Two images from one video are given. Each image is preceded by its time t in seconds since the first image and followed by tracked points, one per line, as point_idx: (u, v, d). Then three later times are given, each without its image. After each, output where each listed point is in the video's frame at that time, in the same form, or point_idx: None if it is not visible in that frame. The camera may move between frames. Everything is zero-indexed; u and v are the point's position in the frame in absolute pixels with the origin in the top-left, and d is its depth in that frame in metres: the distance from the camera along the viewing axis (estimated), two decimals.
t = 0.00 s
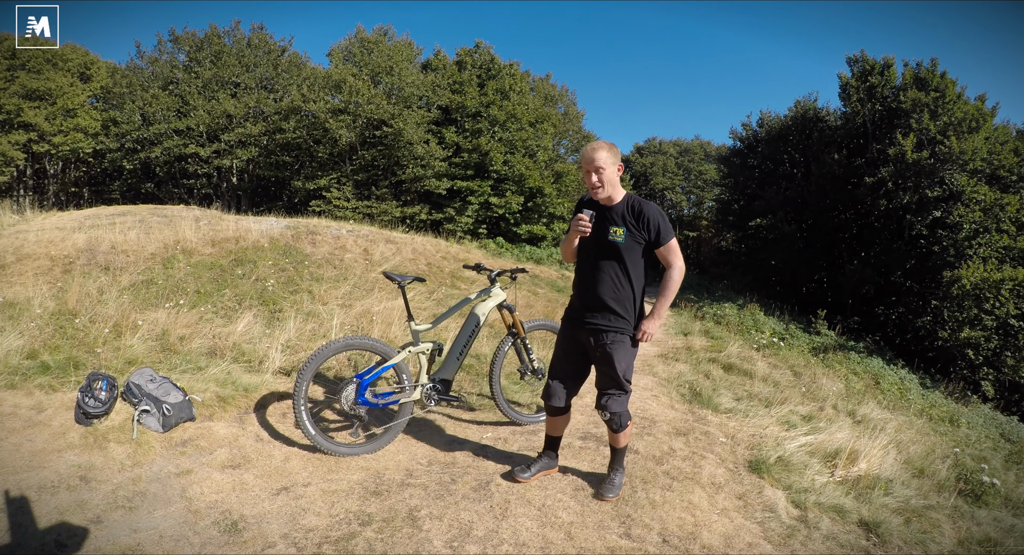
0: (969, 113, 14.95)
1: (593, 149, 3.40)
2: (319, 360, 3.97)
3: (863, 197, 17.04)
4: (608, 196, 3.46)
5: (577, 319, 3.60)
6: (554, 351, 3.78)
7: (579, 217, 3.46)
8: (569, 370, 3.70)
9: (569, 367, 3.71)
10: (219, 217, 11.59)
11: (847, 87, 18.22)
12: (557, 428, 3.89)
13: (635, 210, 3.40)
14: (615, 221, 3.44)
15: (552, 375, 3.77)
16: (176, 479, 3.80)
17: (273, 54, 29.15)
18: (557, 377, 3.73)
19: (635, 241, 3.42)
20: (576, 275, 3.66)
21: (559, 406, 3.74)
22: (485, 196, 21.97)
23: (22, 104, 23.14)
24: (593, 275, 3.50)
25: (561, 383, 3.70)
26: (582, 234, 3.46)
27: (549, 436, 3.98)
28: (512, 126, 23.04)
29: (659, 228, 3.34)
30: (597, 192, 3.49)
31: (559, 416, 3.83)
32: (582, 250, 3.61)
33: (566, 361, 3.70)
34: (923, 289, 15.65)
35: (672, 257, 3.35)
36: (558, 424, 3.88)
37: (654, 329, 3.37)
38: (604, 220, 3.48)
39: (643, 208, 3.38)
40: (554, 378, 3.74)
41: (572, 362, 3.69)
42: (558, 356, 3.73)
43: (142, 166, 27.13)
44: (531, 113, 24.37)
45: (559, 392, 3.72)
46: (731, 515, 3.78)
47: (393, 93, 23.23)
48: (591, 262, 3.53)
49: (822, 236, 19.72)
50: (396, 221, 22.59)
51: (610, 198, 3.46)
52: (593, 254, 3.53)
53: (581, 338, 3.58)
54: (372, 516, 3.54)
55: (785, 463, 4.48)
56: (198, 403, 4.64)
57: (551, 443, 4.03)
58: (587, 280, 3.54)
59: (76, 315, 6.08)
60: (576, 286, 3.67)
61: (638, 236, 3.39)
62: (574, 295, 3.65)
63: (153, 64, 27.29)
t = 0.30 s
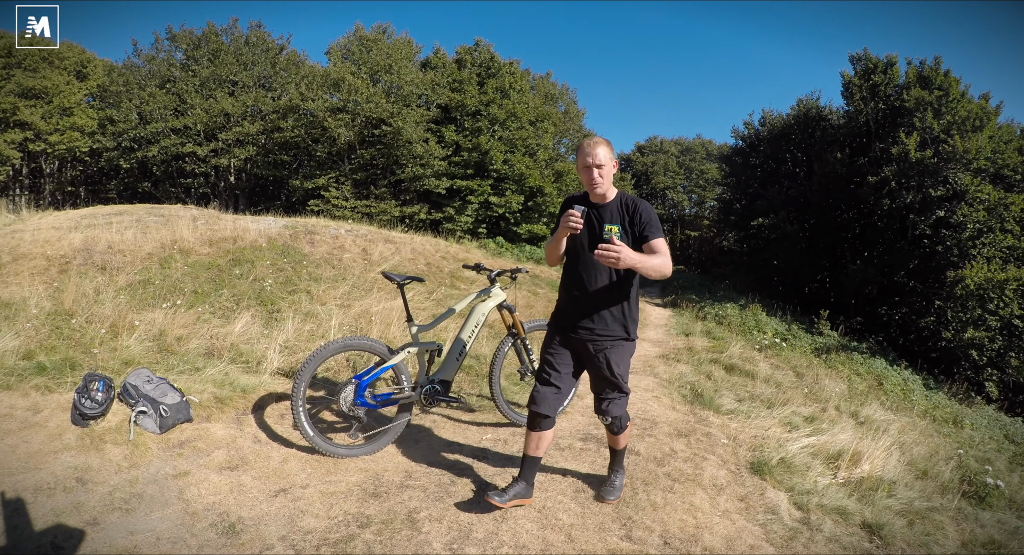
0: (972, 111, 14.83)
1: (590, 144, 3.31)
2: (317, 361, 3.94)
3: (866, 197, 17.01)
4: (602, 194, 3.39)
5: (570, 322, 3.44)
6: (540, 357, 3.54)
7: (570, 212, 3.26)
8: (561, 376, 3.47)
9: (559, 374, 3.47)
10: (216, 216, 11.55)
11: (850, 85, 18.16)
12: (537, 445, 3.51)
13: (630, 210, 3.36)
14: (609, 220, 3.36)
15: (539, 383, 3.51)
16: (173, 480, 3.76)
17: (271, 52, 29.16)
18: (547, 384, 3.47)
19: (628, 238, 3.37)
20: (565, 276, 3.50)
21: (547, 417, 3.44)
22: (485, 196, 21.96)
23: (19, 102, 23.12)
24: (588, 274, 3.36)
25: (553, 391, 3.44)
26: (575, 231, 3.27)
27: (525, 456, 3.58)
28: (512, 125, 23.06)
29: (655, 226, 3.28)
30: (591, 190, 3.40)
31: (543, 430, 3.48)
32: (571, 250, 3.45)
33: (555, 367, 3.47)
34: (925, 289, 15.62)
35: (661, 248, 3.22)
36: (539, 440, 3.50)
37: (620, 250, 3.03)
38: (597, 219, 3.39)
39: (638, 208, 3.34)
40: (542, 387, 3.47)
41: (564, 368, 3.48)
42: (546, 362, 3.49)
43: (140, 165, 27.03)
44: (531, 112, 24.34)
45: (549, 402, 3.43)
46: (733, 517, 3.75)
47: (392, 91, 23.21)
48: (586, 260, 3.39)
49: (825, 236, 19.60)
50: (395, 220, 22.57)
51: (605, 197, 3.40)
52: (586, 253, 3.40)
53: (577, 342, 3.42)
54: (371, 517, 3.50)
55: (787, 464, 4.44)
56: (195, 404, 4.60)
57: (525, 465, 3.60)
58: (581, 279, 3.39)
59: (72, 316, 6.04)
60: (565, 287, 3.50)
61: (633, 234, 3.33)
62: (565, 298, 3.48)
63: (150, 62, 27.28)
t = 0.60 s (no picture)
0: (976, 110, 14.82)
1: (552, 138, 3.07)
2: (316, 361, 3.91)
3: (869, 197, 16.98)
4: (567, 187, 3.16)
5: (546, 326, 3.17)
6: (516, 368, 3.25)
7: (541, 206, 2.96)
8: (541, 386, 3.19)
9: (539, 384, 3.19)
10: (214, 216, 11.51)
11: (853, 83, 18.16)
12: (528, 459, 3.27)
13: (599, 202, 3.16)
14: (578, 214, 3.14)
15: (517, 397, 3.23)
16: (170, 482, 3.73)
17: (269, 50, 29.20)
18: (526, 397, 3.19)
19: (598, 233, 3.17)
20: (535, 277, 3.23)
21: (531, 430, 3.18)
22: (485, 195, 21.96)
23: (15, 101, 23.06)
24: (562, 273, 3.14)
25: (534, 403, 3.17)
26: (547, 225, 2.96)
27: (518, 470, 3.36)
28: (512, 124, 23.08)
29: (626, 218, 3.11)
30: (555, 184, 3.16)
31: (529, 444, 3.23)
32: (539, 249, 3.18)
33: (534, 377, 3.19)
34: (930, 289, 15.53)
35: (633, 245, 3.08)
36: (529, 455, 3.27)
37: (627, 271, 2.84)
38: (565, 213, 3.16)
39: (606, 199, 3.15)
40: (522, 399, 3.20)
41: (543, 378, 3.20)
42: (524, 372, 3.22)
43: (136, 164, 26.95)
44: (531, 111, 24.32)
45: (530, 415, 3.16)
46: (735, 519, 3.71)
47: (391, 89, 23.19)
48: (558, 259, 3.17)
49: (828, 235, 19.59)
50: (394, 220, 22.52)
51: (571, 191, 3.18)
52: (557, 252, 3.17)
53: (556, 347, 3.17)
54: (370, 519, 3.47)
55: (790, 466, 4.40)
56: (192, 405, 4.56)
57: (519, 480, 3.42)
58: (556, 279, 3.15)
59: (68, 316, 6.00)
60: (536, 289, 3.24)
61: (603, 226, 3.14)
62: (538, 301, 3.20)
63: (147, 61, 27.27)
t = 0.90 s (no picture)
0: (980, 109, 14.80)
1: (522, 130, 2.77)
2: (314, 361, 3.87)
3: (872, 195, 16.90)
4: (538, 185, 2.85)
5: (516, 327, 2.88)
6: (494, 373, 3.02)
7: (508, 206, 2.70)
8: (517, 391, 2.96)
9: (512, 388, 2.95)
10: (211, 215, 11.46)
11: (856, 82, 18.13)
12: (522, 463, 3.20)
13: (569, 196, 2.84)
14: (549, 210, 2.82)
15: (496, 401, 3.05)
16: (167, 484, 3.69)
17: (267, 48, 29.18)
18: (504, 402, 3.00)
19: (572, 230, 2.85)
20: (504, 275, 2.95)
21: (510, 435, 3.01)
22: (484, 195, 21.99)
23: (11, 100, 23.00)
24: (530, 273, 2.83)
25: (513, 407, 2.99)
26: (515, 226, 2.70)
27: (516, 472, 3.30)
28: (513, 123, 23.06)
29: (601, 213, 2.79)
30: (524, 181, 2.85)
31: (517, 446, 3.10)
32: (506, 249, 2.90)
33: (507, 383, 2.95)
34: (933, 289, 15.69)
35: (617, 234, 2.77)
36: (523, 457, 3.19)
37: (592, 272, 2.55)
38: (533, 210, 2.84)
39: (579, 192, 2.83)
40: (500, 403, 3.02)
41: (518, 383, 2.95)
42: (497, 377, 2.98)
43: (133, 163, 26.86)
44: (531, 110, 24.30)
45: (511, 421, 3.00)
46: (737, 521, 3.68)
47: (390, 88, 23.15)
48: (526, 256, 2.85)
49: (832, 234, 19.38)
50: (393, 219, 22.48)
51: (542, 188, 2.86)
52: (525, 249, 2.86)
53: (525, 350, 2.86)
54: (369, 521, 3.43)
55: (792, 467, 4.36)
56: (190, 405, 4.52)
57: (520, 481, 3.36)
58: (523, 277, 2.84)
59: (64, 317, 5.96)
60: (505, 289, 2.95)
61: (576, 222, 2.82)
62: (506, 300, 2.93)
63: (144, 58, 27.23)
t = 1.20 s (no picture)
0: (984, 107, 14.69)
1: (515, 128, 2.60)
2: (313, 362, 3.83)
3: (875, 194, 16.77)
4: (530, 185, 2.74)
5: (513, 331, 2.79)
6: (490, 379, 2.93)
7: (499, 204, 2.54)
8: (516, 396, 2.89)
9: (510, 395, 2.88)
10: (209, 215, 11.42)
11: (859, 80, 18.11)
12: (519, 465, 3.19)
13: (562, 192, 2.75)
14: (541, 206, 2.73)
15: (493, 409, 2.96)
16: (165, 485, 3.65)
17: (264, 46, 28.98)
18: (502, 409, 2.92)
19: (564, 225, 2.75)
20: (495, 277, 2.85)
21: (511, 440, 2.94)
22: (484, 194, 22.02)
23: (6, 98, 22.93)
24: (524, 273, 2.75)
25: (512, 413, 2.92)
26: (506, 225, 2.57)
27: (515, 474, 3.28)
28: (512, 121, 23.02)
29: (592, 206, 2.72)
30: (516, 179, 2.72)
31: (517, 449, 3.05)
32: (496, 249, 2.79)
33: (505, 388, 2.87)
34: (936, 289, 15.69)
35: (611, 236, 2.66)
36: (523, 459, 3.16)
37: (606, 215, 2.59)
38: (526, 208, 2.74)
39: (570, 187, 2.74)
40: (498, 410, 2.93)
41: (517, 387, 2.88)
42: (495, 383, 2.90)
43: (130, 162, 26.79)
44: (531, 108, 24.29)
45: (509, 426, 2.94)
46: (739, 523, 3.64)
47: (389, 86, 23.12)
48: (518, 256, 2.75)
49: (834, 234, 19.42)
50: (392, 218, 22.43)
51: (533, 186, 2.76)
52: (518, 248, 2.75)
53: (524, 354, 2.78)
54: (368, 523, 3.39)
55: (794, 469, 4.33)
56: (187, 407, 4.48)
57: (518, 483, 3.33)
58: (518, 278, 2.75)
59: (60, 317, 5.93)
60: (495, 293, 2.87)
61: (566, 216, 2.72)
62: (501, 304, 2.83)
63: (141, 57, 27.30)
